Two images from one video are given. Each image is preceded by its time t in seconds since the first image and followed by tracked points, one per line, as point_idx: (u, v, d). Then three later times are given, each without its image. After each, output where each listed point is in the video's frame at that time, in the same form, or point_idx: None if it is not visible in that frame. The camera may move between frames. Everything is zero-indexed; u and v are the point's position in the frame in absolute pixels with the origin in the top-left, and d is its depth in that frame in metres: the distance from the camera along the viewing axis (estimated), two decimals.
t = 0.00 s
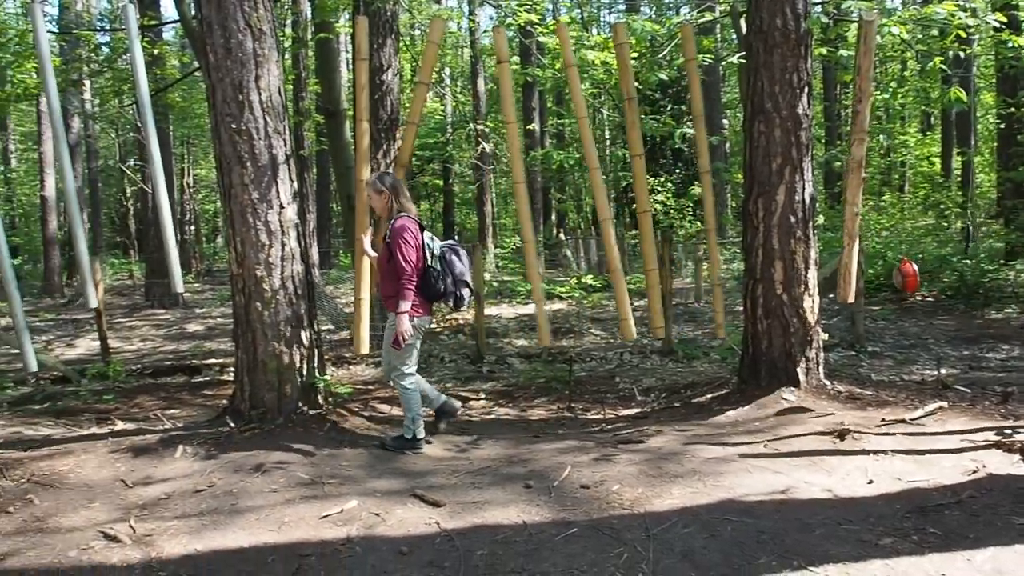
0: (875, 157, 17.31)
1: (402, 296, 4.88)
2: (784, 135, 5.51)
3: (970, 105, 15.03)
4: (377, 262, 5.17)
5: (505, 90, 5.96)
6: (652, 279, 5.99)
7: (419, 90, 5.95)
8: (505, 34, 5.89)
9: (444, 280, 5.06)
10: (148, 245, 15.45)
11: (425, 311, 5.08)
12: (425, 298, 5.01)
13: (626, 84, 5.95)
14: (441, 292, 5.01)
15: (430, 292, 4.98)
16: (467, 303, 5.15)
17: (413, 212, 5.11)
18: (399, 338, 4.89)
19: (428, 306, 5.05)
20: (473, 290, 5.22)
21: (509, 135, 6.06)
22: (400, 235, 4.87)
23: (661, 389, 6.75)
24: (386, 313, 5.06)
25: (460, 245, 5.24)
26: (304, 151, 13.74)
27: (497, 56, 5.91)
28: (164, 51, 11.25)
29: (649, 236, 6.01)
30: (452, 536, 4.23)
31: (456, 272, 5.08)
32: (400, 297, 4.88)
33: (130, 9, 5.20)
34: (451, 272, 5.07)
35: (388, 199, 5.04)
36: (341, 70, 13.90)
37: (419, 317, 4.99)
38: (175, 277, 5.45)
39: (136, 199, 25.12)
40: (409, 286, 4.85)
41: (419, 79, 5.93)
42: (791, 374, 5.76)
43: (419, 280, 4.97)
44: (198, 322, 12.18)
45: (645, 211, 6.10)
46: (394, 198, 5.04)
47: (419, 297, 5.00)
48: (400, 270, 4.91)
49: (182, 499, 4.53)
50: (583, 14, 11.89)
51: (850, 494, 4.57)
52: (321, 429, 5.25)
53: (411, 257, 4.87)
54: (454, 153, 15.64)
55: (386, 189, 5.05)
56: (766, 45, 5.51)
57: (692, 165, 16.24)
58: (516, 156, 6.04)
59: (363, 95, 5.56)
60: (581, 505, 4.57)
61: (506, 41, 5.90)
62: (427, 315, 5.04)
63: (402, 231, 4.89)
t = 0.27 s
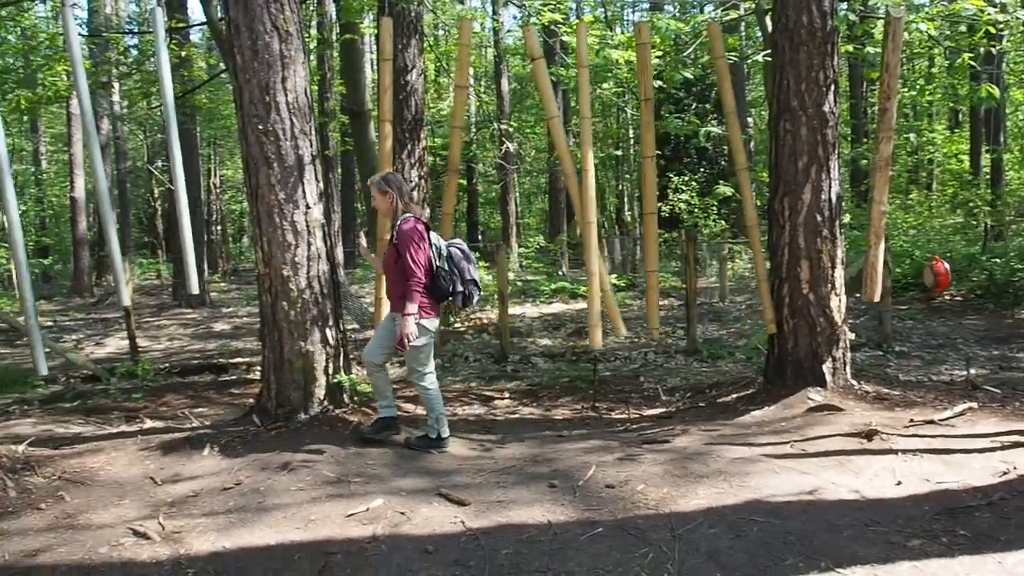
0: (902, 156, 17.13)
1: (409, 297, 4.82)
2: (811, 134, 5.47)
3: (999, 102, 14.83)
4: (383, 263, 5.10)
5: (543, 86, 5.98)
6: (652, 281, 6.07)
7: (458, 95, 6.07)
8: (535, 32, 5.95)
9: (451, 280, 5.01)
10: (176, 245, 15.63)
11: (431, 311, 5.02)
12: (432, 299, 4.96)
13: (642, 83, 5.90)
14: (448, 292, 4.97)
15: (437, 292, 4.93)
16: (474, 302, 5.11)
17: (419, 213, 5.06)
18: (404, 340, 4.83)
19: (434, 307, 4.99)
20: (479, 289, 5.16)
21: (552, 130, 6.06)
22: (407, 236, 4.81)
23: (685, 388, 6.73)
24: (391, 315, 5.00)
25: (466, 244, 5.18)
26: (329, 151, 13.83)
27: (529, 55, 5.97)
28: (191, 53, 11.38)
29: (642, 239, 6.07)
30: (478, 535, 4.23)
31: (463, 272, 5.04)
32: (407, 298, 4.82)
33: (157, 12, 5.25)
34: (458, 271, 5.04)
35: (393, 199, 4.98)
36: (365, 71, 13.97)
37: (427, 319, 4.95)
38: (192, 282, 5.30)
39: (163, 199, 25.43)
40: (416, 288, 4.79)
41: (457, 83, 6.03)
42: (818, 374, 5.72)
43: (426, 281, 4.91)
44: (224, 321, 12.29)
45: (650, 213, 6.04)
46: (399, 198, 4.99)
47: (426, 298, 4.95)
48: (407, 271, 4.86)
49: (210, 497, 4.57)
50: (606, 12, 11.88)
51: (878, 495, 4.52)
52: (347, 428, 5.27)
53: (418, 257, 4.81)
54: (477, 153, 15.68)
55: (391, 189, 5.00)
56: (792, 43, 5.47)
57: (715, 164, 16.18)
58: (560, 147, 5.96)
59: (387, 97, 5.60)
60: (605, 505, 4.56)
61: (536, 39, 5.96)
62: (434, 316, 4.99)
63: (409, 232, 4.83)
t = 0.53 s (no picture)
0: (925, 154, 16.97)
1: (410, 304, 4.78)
2: (833, 132, 5.45)
3: None
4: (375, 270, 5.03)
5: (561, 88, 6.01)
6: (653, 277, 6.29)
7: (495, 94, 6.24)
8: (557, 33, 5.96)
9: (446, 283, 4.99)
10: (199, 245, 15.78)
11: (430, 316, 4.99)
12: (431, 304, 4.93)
13: (659, 83, 5.89)
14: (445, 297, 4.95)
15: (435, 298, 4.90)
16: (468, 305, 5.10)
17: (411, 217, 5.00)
18: (409, 347, 4.81)
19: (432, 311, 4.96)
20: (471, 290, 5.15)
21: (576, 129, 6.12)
22: (405, 245, 4.76)
23: (707, 388, 6.71)
24: (389, 321, 4.96)
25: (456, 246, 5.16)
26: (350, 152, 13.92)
27: (551, 57, 5.99)
28: (214, 55, 11.49)
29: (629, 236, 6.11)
30: (499, 534, 4.24)
31: (457, 275, 5.02)
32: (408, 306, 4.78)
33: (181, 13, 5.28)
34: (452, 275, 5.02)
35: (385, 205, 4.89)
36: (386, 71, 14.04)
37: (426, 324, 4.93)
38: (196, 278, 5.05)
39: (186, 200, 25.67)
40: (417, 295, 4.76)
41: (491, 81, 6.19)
42: (840, 373, 5.69)
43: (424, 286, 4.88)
44: (247, 321, 12.38)
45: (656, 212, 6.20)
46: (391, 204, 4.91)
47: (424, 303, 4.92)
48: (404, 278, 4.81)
49: (234, 495, 4.61)
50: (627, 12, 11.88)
51: (901, 496, 4.49)
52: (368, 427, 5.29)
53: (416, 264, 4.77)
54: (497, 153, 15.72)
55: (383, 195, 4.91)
56: (815, 41, 5.45)
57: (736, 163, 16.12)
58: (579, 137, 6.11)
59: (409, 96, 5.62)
60: (627, 505, 4.55)
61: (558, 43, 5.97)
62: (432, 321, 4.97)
63: (405, 240, 4.78)
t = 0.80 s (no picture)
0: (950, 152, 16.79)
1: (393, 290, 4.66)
2: (856, 130, 5.41)
3: None
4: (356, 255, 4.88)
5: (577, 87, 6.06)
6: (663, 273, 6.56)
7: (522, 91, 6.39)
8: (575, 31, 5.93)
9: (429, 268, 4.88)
10: (222, 245, 15.93)
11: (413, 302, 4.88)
12: (414, 290, 4.82)
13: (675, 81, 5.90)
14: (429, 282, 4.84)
15: (418, 284, 4.79)
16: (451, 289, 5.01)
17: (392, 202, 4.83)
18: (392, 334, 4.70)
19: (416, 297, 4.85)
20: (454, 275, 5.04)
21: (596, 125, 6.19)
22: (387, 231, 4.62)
23: (728, 388, 6.68)
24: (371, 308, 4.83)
25: (438, 230, 5.04)
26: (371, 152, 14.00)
27: (568, 57, 5.97)
28: (237, 56, 11.59)
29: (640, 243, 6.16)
30: (520, 534, 4.25)
31: (440, 260, 4.91)
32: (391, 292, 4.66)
33: (202, 15, 5.31)
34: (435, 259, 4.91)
35: (365, 189, 4.71)
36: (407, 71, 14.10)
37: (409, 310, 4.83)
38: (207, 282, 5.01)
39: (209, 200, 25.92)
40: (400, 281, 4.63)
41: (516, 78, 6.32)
42: (863, 373, 5.65)
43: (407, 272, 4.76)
44: (269, 320, 12.48)
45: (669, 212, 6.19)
46: (372, 188, 4.72)
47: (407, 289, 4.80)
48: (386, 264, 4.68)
49: (257, 493, 4.65)
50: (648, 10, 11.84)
51: (926, 498, 4.45)
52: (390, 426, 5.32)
53: (399, 249, 4.64)
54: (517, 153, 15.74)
55: (364, 179, 4.72)
56: (837, 39, 5.41)
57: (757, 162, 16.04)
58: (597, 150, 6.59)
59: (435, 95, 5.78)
60: (648, 505, 4.54)
61: (575, 40, 5.94)
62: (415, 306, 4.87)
63: (387, 225, 4.63)
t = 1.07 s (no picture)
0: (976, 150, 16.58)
1: (390, 286, 4.69)
2: (880, 128, 5.38)
3: None
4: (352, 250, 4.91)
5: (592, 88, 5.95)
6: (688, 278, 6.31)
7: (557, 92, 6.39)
8: (594, 31, 5.82)
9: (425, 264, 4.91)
10: (245, 245, 16.06)
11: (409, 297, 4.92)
12: (410, 285, 4.85)
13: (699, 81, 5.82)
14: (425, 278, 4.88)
15: (414, 279, 4.82)
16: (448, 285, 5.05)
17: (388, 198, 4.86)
18: (390, 329, 4.73)
19: (412, 291, 4.89)
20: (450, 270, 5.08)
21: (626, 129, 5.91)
22: (382, 225, 4.64)
23: (749, 388, 6.65)
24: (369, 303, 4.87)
25: (433, 225, 5.06)
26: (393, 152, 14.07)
27: (585, 56, 5.89)
28: (260, 57, 11.69)
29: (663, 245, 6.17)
30: (541, 532, 4.26)
31: (436, 255, 4.95)
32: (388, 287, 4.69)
33: (225, 16, 5.35)
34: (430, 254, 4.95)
35: (359, 185, 4.73)
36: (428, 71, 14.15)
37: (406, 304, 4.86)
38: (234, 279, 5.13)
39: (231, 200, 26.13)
40: (396, 277, 4.67)
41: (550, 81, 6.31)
42: (887, 373, 5.60)
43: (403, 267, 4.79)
44: (292, 319, 12.58)
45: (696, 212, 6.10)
46: (367, 184, 4.74)
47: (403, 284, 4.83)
48: (381, 260, 4.70)
49: (280, 491, 4.68)
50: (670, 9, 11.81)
51: (951, 499, 4.40)
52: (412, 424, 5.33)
53: (394, 246, 4.67)
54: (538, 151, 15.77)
55: (359, 175, 4.75)
56: (861, 35, 5.38)
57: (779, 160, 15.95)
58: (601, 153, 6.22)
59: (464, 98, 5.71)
60: (670, 505, 4.53)
61: (593, 39, 5.83)
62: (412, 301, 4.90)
63: (382, 220, 4.65)
